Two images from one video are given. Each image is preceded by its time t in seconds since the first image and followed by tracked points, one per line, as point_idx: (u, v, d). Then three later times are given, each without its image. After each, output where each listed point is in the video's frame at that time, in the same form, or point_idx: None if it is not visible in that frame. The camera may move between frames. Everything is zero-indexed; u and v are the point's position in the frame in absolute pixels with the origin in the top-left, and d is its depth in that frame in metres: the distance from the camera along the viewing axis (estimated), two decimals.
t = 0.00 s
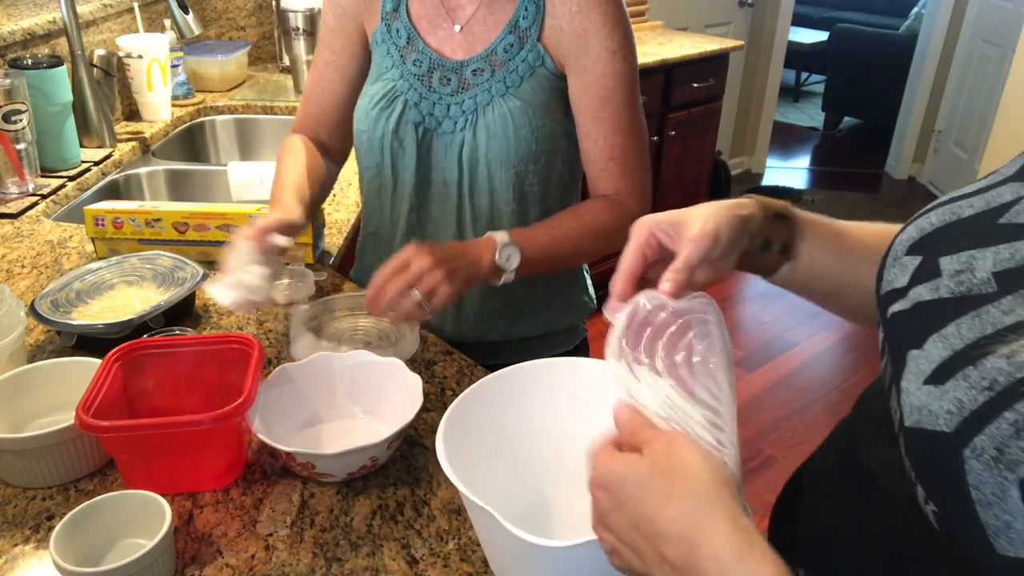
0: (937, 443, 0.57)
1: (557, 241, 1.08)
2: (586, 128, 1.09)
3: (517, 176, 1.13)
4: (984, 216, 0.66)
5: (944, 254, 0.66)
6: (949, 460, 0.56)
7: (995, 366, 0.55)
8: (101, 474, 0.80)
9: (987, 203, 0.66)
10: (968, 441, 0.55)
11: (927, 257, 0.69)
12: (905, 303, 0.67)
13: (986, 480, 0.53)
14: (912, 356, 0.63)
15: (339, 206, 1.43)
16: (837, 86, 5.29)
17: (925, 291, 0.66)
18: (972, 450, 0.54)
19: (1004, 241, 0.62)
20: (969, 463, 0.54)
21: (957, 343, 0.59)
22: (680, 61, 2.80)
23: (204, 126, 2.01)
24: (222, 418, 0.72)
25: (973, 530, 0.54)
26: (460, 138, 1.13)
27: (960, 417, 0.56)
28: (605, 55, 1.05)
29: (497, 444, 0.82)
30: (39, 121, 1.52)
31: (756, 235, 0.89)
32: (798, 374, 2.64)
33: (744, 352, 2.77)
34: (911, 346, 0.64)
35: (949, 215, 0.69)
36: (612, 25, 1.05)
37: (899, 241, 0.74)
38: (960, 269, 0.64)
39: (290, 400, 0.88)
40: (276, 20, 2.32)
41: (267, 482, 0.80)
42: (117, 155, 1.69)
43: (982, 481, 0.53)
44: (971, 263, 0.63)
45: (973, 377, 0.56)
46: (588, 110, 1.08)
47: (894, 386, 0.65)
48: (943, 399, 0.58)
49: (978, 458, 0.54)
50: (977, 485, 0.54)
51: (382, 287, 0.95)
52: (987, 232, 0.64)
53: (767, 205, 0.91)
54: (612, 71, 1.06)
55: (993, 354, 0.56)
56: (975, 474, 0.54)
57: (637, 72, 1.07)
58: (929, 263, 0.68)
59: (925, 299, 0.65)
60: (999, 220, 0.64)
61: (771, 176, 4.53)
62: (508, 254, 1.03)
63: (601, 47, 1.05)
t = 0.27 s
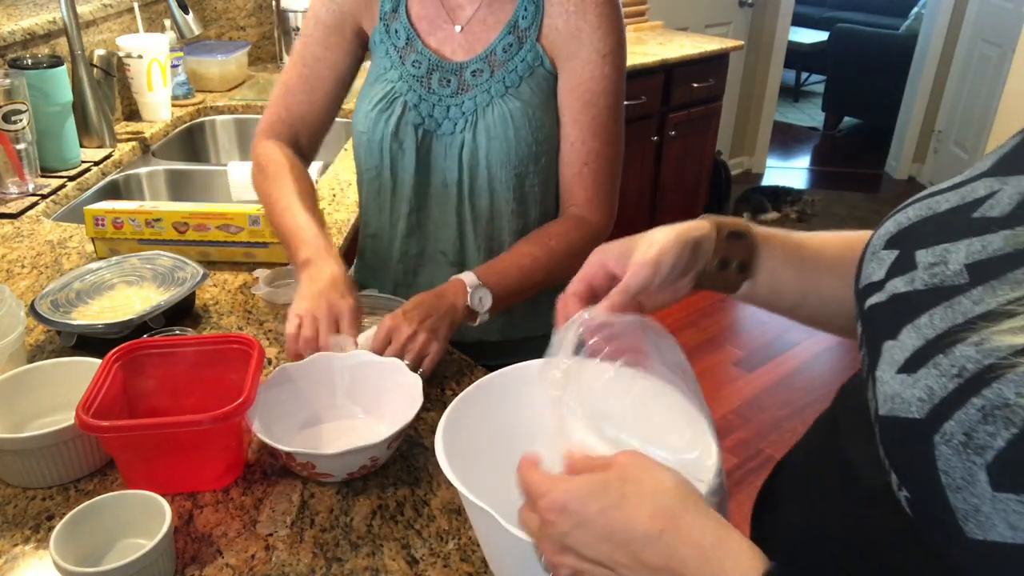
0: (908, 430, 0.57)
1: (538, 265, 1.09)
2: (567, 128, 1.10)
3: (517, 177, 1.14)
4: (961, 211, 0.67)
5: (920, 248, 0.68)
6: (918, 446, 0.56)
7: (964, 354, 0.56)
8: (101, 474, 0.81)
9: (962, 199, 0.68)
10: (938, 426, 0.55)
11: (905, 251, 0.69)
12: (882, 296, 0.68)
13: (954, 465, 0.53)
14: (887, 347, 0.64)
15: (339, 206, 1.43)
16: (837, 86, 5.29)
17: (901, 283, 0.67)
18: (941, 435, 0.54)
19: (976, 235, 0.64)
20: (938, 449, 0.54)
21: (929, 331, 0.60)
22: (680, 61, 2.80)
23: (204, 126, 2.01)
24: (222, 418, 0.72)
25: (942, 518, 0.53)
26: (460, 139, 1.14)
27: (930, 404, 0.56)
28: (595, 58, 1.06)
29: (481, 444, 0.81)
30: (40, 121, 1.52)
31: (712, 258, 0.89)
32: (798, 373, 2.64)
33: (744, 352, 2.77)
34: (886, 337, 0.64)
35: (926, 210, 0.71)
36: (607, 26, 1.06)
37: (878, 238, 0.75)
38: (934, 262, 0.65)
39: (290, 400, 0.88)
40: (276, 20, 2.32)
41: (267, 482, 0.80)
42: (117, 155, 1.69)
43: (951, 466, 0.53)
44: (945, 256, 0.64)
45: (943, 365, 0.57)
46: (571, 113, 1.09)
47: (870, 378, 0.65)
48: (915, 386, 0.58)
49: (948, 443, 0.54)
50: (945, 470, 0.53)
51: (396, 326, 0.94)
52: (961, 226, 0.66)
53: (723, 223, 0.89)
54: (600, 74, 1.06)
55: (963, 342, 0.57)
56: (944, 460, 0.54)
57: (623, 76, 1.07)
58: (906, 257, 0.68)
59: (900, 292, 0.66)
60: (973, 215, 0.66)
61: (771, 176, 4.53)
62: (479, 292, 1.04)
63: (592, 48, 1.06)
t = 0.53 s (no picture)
0: (881, 419, 0.59)
1: (538, 264, 1.09)
2: (565, 127, 1.10)
3: (520, 177, 1.14)
4: (928, 206, 0.67)
5: (889, 243, 0.67)
6: (892, 434, 0.58)
7: (932, 343, 0.57)
8: (101, 474, 0.81)
9: (930, 194, 0.67)
10: (908, 415, 0.57)
11: (875, 246, 0.69)
12: (854, 291, 0.68)
13: (925, 451, 0.55)
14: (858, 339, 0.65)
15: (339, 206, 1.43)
16: (837, 86, 5.29)
17: (872, 278, 0.67)
18: (913, 423, 0.56)
19: (943, 227, 0.63)
20: (910, 436, 0.56)
21: (899, 323, 0.61)
22: (680, 61, 2.80)
23: (204, 126, 2.01)
24: (221, 418, 0.72)
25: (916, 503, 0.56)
26: (462, 140, 1.14)
27: (901, 393, 0.58)
28: (592, 57, 1.06)
29: (471, 443, 0.79)
30: (40, 121, 1.52)
31: (681, 285, 0.90)
32: (798, 373, 2.64)
33: (744, 352, 2.77)
34: (857, 329, 0.65)
35: (895, 206, 0.70)
36: (605, 26, 1.06)
37: (849, 235, 0.74)
38: (904, 256, 0.65)
39: (290, 401, 0.88)
40: (276, 19, 2.32)
41: (267, 482, 0.80)
42: (117, 155, 1.69)
43: (922, 453, 0.55)
44: (915, 250, 0.64)
45: (913, 354, 0.58)
46: (570, 111, 1.09)
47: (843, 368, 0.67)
48: (886, 376, 0.60)
49: (918, 430, 0.55)
50: (917, 457, 0.55)
51: (401, 333, 0.94)
52: (928, 221, 0.65)
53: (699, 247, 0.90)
54: (598, 73, 1.06)
55: (932, 332, 0.58)
56: (916, 446, 0.56)
57: (620, 76, 1.08)
58: (877, 251, 0.68)
59: (871, 285, 0.66)
60: (940, 209, 0.65)
61: (771, 176, 4.53)
62: (484, 295, 1.04)
63: (590, 47, 1.06)
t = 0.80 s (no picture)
0: (868, 408, 0.61)
1: (539, 264, 1.09)
2: (570, 129, 1.11)
3: (526, 177, 1.13)
4: (904, 200, 0.69)
5: (870, 238, 0.70)
6: (880, 422, 0.60)
7: (914, 332, 0.59)
8: (101, 474, 0.80)
9: (906, 189, 0.70)
10: (895, 403, 0.58)
11: (853, 241, 0.72)
12: (836, 285, 0.71)
13: (912, 438, 0.56)
14: (843, 332, 0.67)
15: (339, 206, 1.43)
16: (837, 86, 5.29)
17: (853, 272, 0.69)
18: (898, 411, 0.58)
19: (919, 221, 0.66)
20: (896, 423, 0.58)
21: (882, 314, 0.63)
22: (680, 61, 2.80)
23: (204, 126, 2.01)
24: (222, 418, 0.72)
25: (905, 489, 0.58)
26: (467, 141, 1.14)
27: (887, 381, 0.60)
28: (600, 58, 1.06)
29: (467, 445, 0.77)
30: (40, 121, 1.52)
31: (666, 287, 0.92)
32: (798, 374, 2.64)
33: (745, 351, 2.77)
34: (841, 323, 0.68)
35: (872, 202, 0.73)
36: (611, 28, 1.06)
37: (829, 232, 0.77)
38: (883, 249, 0.67)
39: (290, 401, 0.88)
40: (276, 20, 2.32)
41: (267, 482, 0.80)
42: (117, 155, 1.69)
43: (909, 440, 0.57)
44: (893, 243, 0.67)
45: (896, 344, 0.60)
46: (575, 112, 1.10)
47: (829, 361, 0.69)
48: (871, 366, 0.62)
49: (904, 418, 0.57)
50: (904, 444, 0.57)
51: (400, 332, 0.93)
52: (905, 215, 0.68)
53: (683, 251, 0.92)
54: (604, 75, 1.07)
55: (914, 321, 0.60)
56: (902, 434, 0.57)
57: (626, 76, 1.08)
58: (856, 246, 0.71)
59: (852, 279, 0.69)
60: (915, 204, 0.68)
61: (771, 176, 4.53)
62: (483, 294, 1.04)
63: (596, 49, 1.06)
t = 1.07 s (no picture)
0: (859, 404, 0.62)
1: (547, 262, 1.10)
2: (573, 131, 1.11)
3: (523, 179, 1.14)
4: (891, 201, 0.70)
5: (857, 237, 0.71)
6: (872, 418, 0.60)
7: (905, 328, 0.60)
8: (101, 474, 0.81)
9: (893, 190, 0.71)
10: (887, 399, 0.59)
11: (842, 241, 0.73)
12: (825, 284, 0.71)
13: (905, 433, 0.57)
14: (833, 330, 0.68)
15: (340, 206, 1.44)
16: (837, 86, 5.29)
17: (841, 271, 0.70)
18: (891, 406, 0.58)
19: (906, 220, 0.67)
20: (890, 419, 0.59)
21: (872, 312, 0.63)
22: (680, 61, 2.80)
23: (204, 126, 2.01)
24: (222, 418, 0.72)
25: (900, 486, 0.58)
26: (465, 141, 1.14)
27: (879, 376, 0.61)
28: (603, 62, 1.06)
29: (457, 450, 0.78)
30: (40, 121, 1.52)
31: (670, 305, 0.94)
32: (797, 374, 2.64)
33: (744, 352, 2.77)
34: (831, 322, 0.68)
35: (859, 202, 0.74)
36: (614, 32, 1.06)
37: (817, 232, 0.78)
38: (870, 248, 0.68)
39: (290, 401, 0.88)
40: (276, 19, 2.32)
41: (267, 482, 0.80)
42: (117, 155, 1.69)
43: (903, 434, 0.57)
44: (880, 242, 0.68)
45: (887, 339, 0.61)
46: (575, 115, 1.10)
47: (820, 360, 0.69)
48: (862, 362, 0.63)
49: (897, 413, 0.58)
50: (898, 439, 0.58)
51: (403, 326, 0.94)
52: (892, 214, 0.69)
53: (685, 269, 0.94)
54: (607, 78, 1.07)
55: (904, 317, 0.60)
56: (895, 429, 0.58)
57: (630, 80, 1.08)
58: (844, 246, 0.72)
59: (841, 278, 0.69)
60: (902, 203, 0.69)
61: (771, 176, 4.53)
62: (489, 288, 1.04)
63: (599, 52, 1.06)
